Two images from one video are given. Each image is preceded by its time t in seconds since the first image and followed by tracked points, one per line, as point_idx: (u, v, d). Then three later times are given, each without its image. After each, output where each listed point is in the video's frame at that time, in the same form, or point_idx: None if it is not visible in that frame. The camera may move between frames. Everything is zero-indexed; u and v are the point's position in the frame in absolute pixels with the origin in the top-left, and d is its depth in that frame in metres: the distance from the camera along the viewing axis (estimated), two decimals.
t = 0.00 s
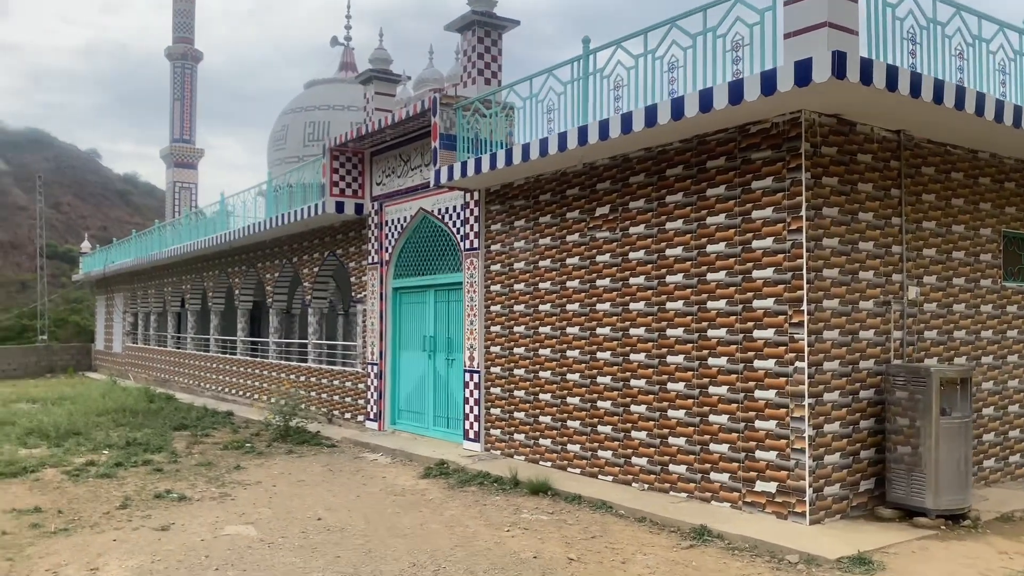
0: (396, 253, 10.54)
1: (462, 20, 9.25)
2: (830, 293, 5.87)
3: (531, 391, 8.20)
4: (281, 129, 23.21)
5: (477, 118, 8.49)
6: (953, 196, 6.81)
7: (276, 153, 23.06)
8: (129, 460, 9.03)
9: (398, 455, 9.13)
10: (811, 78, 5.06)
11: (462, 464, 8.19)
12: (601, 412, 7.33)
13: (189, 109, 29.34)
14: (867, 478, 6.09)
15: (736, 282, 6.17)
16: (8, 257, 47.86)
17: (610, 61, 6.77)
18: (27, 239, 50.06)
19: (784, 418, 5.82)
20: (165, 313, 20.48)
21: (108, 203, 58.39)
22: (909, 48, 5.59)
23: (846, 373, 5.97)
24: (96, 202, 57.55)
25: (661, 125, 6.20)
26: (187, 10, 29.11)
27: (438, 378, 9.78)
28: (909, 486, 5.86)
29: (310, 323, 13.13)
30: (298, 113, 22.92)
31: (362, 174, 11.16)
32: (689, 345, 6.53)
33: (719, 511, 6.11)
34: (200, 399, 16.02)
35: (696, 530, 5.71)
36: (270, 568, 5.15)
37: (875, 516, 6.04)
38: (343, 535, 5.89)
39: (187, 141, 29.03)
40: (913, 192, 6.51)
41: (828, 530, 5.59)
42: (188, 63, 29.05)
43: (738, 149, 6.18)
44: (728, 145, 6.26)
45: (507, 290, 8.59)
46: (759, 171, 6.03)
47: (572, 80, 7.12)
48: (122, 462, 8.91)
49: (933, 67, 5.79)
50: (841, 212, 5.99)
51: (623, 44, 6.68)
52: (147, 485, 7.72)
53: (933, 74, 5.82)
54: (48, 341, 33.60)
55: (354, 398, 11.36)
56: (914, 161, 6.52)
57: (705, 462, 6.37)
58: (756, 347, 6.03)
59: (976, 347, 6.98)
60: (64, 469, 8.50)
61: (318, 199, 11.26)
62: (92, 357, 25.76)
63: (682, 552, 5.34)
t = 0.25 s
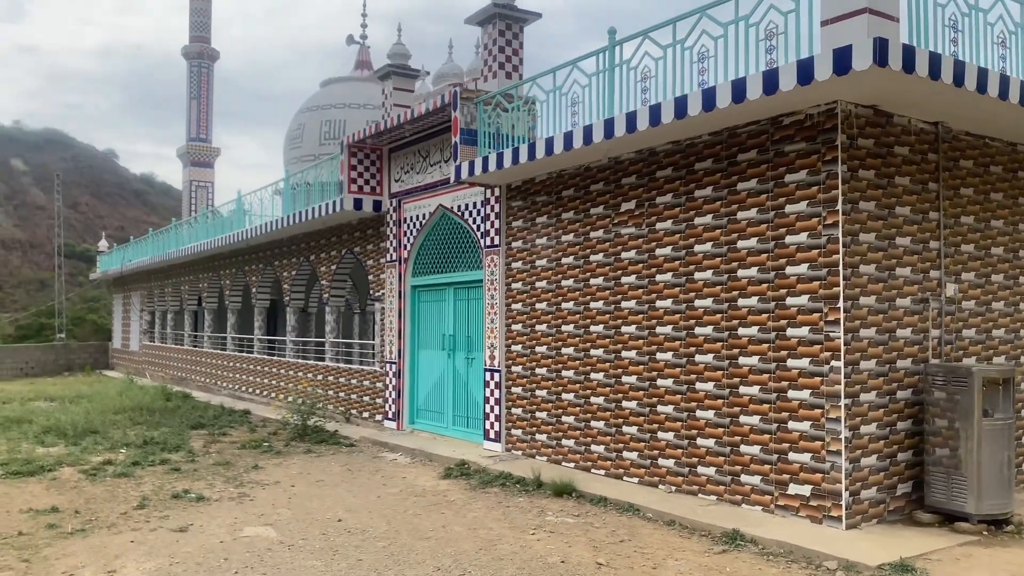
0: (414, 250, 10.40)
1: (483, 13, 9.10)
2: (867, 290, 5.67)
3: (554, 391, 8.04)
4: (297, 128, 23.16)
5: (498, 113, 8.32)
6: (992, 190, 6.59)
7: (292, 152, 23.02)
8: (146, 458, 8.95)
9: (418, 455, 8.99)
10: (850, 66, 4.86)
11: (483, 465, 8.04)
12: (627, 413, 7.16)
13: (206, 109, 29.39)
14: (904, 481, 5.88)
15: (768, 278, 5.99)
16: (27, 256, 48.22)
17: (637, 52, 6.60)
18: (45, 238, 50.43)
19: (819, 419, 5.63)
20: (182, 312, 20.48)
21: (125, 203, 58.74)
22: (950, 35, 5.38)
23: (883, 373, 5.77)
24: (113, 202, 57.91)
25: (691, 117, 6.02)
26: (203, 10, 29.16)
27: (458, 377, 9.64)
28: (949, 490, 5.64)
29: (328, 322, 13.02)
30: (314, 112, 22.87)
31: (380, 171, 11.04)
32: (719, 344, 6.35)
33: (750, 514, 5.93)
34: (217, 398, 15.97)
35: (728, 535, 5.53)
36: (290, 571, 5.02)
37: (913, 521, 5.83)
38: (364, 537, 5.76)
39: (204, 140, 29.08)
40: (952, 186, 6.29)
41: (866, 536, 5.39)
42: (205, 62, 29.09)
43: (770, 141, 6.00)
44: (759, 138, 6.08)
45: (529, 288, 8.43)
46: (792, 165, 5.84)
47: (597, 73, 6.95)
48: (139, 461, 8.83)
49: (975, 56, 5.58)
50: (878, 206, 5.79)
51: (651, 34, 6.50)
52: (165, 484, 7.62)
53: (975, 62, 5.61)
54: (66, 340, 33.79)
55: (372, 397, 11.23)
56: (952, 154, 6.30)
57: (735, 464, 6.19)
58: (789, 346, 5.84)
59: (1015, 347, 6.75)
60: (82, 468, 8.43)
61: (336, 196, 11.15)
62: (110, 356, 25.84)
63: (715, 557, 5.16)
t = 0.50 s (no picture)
0: (430, 246, 10.24)
1: (500, 4, 8.91)
2: (902, 286, 5.45)
3: (573, 390, 7.85)
4: (310, 125, 23.07)
5: (515, 105, 8.13)
6: None
7: (305, 150, 22.92)
8: (158, 457, 8.83)
9: (433, 455, 8.82)
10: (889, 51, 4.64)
11: (501, 465, 7.86)
12: (649, 412, 6.96)
13: (219, 106, 29.37)
14: (940, 485, 5.66)
15: (798, 274, 5.77)
16: (42, 254, 48.48)
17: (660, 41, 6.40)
18: (60, 237, 50.70)
19: (852, 420, 5.41)
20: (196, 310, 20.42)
21: (139, 202, 58.98)
22: (992, 19, 5.15)
23: (919, 372, 5.54)
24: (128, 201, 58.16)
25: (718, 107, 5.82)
26: (217, 7, 29.13)
27: (474, 376, 9.46)
28: (987, 494, 5.41)
29: (342, 320, 12.89)
30: (327, 110, 22.76)
31: (395, 166, 10.89)
32: (746, 341, 6.14)
33: (779, 518, 5.72)
34: (231, 396, 15.87)
35: (758, 539, 5.32)
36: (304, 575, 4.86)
37: (949, 526, 5.60)
38: (379, 540, 5.59)
39: (218, 138, 29.04)
40: (989, 178, 6.05)
41: (902, 542, 5.17)
42: (218, 59, 29.06)
43: (800, 132, 5.79)
44: (789, 128, 5.87)
45: (547, 284, 8.24)
46: (824, 156, 5.63)
47: (618, 62, 6.75)
48: (151, 459, 8.71)
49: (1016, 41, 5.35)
50: (913, 198, 5.56)
51: (675, 22, 6.30)
52: (177, 484, 7.49)
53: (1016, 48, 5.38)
54: (80, 338, 33.88)
55: (386, 396, 11.08)
56: (989, 145, 6.06)
57: (763, 466, 5.98)
58: (820, 344, 5.62)
59: None
60: (94, 467, 8.31)
61: (350, 192, 11.00)
62: (124, 354, 25.85)
63: (745, 563, 4.96)
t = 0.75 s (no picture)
0: (445, 246, 10.06)
1: None
2: (942, 288, 5.22)
3: (593, 394, 7.64)
4: (323, 125, 22.94)
5: (534, 102, 7.92)
6: None
7: (318, 149, 22.80)
8: (170, 461, 8.69)
9: (450, 459, 8.64)
10: (933, 42, 4.41)
11: (519, 471, 7.67)
12: (674, 418, 6.75)
13: (232, 106, 29.31)
14: (980, 496, 5.42)
15: (832, 275, 5.55)
16: (57, 254, 48.68)
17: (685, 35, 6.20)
18: (74, 237, 50.89)
19: (889, 428, 5.19)
20: (209, 310, 20.34)
21: (153, 203, 59.20)
22: None
23: (959, 378, 5.31)
24: (141, 201, 58.34)
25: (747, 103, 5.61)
26: (229, 7, 29.07)
27: (491, 379, 9.28)
28: None
29: (356, 321, 12.73)
30: (340, 109, 22.64)
31: (409, 165, 10.72)
32: (776, 346, 5.92)
33: (811, 529, 5.50)
34: (244, 397, 15.76)
35: (791, 552, 5.10)
36: None
37: (991, 538, 5.36)
38: (396, 550, 5.41)
39: (230, 137, 28.97)
40: None
41: (943, 556, 4.94)
42: (231, 59, 28.99)
43: (834, 128, 5.57)
44: (822, 124, 5.64)
45: (566, 286, 8.03)
46: (859, 152, 5.40)
47: (641, 57, 6.54)
48: (164, 463, 8.57)
49: None
50: (953, 197, 5.33)
51: (701, 15, 6.10)
52: (189, 489, 7.34)
53: None
54: (93, 338, 33.94)
55: (401, 398, 10.91)
56: None
57: (795, 475, 5.76)
58: (855, 348, 5.40)
59: None
60: (106, 471, 8.18)
61: (365, 191, 10.83)
62: (137, 354, 25.84)
63: None
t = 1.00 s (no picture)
0: (461, 243, 9.89)
1: None
2: (984, 284, 5.01)
3: (615, 394, 7.46)
4: (334, 123, 22.82)
5: (554, 94, 7.74)
6: None
7: (329, 147, 22.69)
8: (183, 461, 8.56)
9: (467, 460, 8.48)
10: (980, 25, 4.20)
11: (539, 472, 7.50)
12: (699, 419, 6.56)
13: (243, 104, 29.23)
14: (1023, 499, 5.21)
15: (867, 270, 5.35)
16: (69, 253, 48.83)
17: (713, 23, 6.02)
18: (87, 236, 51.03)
19: (929, 430, 4.98)
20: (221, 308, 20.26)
21: (164, 202, 59.34)
22: None
23: (1002, 378, 5.10)
24: (153, 200, 58.46)
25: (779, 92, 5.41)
26: (240, 5, 28.98)
27: (508, 377, 9.11)
28: None
29: (369, 319, 12.59)
30: (351, 107, 22.51)
31: (424, 160, 10.56)
32: (808, 344, 5.73)
33: (846, 533, 5.30)
34: (256, 395, 15.66)
35: (827, 558, 4.91)
36: None
37: None
38: (416, 555, 5.24)
39: (241, 136, 28.90)
40: None
41: (986, 563, 4.74)
42: (242, 57, 28.90)
43: (869, 118, 5.36)
44: (856, 114, 5.44)
45: (586, 283, 7.85)
46: (896, 143, 5.20)
47: (666, 47, 6.35)
48: (177, 463, 8.43)
49: None
50: (995, 189, 5.12)
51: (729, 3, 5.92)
52: (203, 490, 7.20)
53: None
54: (105, 337, 33.97)
55: (416, 397, 10.76)
56: None
57: (828, 477, 5.57)
58: (892, 346, 5.20)
59: None
60: (119, 471, 8.05)
61: (379, 187, 10.68)
62: (149, 352, 25.81)
63: None
